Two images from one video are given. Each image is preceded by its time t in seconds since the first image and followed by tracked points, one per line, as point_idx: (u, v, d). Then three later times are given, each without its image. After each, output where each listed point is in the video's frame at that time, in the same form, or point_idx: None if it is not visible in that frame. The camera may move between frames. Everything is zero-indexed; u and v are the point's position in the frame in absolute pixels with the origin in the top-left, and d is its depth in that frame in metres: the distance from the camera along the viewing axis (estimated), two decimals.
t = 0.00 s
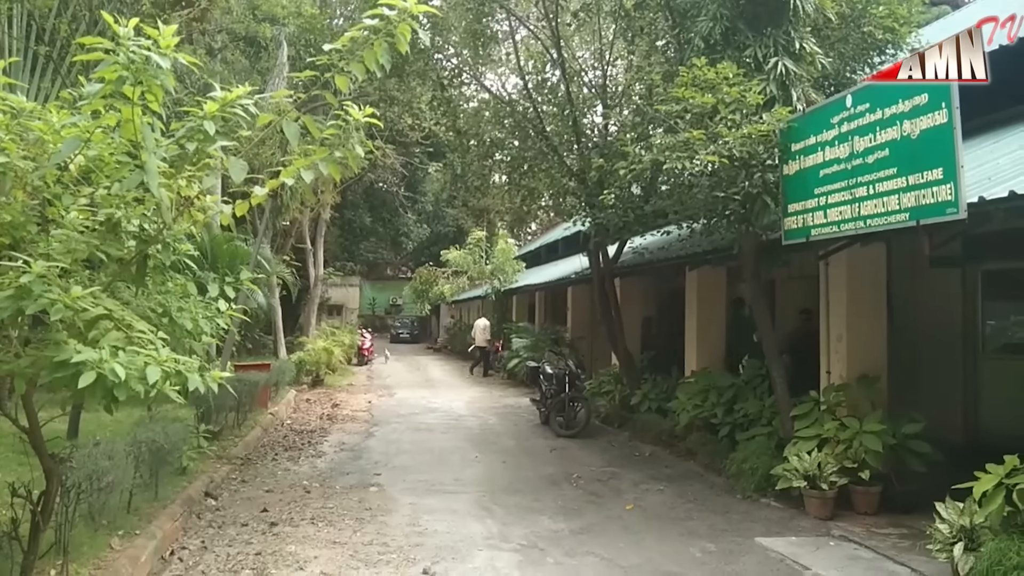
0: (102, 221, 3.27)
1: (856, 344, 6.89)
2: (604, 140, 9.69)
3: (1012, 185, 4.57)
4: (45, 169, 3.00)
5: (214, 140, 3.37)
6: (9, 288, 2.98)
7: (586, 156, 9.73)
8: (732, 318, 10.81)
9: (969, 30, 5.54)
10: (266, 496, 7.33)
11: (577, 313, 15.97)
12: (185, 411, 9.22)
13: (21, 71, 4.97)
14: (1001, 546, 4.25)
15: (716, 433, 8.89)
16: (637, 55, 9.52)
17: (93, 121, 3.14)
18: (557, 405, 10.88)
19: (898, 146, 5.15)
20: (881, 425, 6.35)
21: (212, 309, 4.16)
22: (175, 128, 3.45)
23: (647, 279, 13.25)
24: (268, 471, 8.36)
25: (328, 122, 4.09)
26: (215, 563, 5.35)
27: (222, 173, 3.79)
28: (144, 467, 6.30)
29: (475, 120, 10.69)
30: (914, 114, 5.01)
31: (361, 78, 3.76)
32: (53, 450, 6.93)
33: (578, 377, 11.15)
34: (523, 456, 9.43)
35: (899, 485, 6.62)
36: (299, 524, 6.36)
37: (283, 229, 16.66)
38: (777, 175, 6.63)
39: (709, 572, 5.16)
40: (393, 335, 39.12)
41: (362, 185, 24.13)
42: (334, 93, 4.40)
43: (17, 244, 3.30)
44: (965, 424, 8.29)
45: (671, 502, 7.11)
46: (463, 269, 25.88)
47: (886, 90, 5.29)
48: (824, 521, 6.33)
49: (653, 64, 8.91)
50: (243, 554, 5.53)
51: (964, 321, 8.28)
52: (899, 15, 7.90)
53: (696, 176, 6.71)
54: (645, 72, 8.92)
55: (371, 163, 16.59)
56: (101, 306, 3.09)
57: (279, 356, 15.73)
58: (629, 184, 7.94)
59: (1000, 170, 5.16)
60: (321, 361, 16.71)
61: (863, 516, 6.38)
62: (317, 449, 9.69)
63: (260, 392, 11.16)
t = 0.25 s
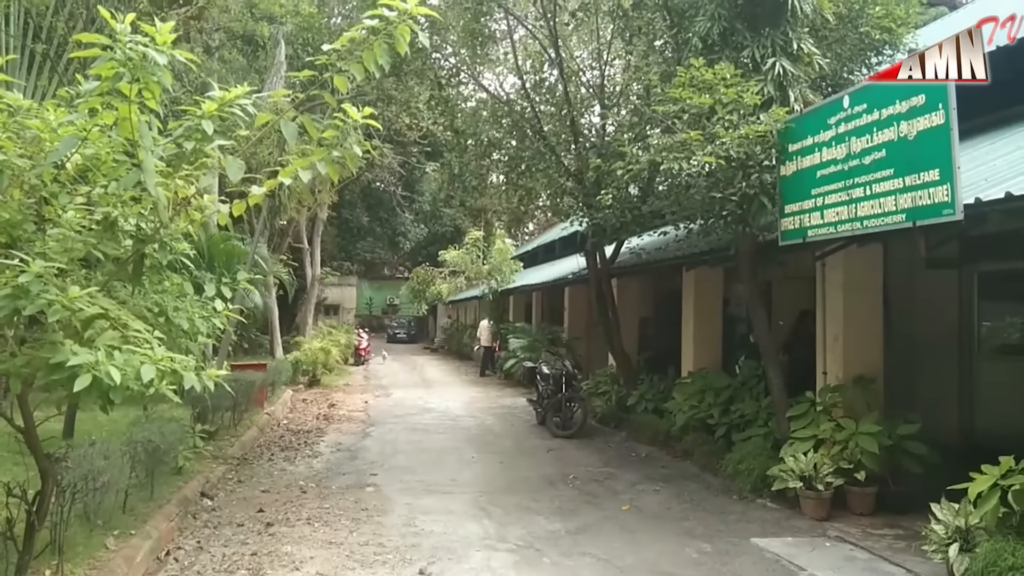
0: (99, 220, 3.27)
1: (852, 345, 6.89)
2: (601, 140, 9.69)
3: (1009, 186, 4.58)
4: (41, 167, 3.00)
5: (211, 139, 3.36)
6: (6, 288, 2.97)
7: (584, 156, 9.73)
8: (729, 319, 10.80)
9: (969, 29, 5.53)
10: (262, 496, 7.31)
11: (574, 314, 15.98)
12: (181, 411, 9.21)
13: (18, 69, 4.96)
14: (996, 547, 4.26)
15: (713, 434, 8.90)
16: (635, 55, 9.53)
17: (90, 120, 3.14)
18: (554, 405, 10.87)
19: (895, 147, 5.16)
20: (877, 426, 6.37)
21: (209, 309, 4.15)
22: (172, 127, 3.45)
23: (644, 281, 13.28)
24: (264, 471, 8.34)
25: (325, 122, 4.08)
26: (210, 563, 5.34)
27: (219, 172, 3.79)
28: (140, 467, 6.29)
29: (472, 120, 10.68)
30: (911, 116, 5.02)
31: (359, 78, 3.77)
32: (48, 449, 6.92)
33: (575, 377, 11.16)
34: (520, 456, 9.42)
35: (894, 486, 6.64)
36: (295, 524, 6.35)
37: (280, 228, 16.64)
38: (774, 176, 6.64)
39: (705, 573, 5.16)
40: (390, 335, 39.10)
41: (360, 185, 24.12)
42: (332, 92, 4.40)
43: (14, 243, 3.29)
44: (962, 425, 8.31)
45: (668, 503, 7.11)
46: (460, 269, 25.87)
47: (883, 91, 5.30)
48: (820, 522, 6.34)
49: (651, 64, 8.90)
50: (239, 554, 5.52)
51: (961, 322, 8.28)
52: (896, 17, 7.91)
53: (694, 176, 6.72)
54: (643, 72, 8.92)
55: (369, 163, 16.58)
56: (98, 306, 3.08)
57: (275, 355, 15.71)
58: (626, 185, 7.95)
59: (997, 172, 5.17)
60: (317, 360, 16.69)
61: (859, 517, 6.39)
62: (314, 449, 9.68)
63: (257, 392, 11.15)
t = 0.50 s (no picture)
0: (99, 222, 3.28)
1: (852, 345, 6.90)
2: (600, 141, 9.70)
3: (1008, 186, 4.59)
4: (42, 169, 3.00)
5: (211, 141, 3.37)
6: (7, 290, 2.97)
7: (583, 157, 9.74)
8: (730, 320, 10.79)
9: (969, 29, 5.55)
10: (263, 498, 7.32)
11: (574, 314, 15.99)
12: (182, 413, 9.21)
13: (17, 72, 4.96)
14: (998, 547, 4.26)
15: (713, 434, 8.91)
16: (634, 56, 9.53)
17: (89, 122, 3.15)
18: (555, 406, 10.88)
19: (894, 147, 5.17)
20: (878, 426, 6.37)
21: (209, 311, 4.16)
22: (172, 129, 3.46)
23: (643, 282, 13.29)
24: (265, 473, 8.35)
25: (325, 124, 4.09)
26: (212, 565, 5.35)
27: (219, 175, 3.79)
28: (141, 469, 6.30)
29: (472, 121, 10.69)
30: (910, 116, 5.03)
31: (359, 80, 3.77)
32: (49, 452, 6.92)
33: (576, 378, 11.16)
34: (521, 457, 9.43)
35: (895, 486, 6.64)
36: (296, 526, 6.35)
37: (280, 230, 16.64)
38: (773, 176, 6.65)
39: (707, 573, 5.17)
40: (390, 336, 39.11)
41: (359, 186, 24.13)
42: (332, 94, 4.40)
43: (14, 246, 3.29)
44: (963, 424, 8.32)
45: (668, 503, 7.11)
46: (460, 270, 25.87)
47: (882, 91, 5.31)
48: (821, 522, 6.35)
49: (650, 65, 8.90)
50: (240, 556, 5.53)
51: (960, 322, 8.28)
52: (894, 17, 7.92)
53: (693, 177, 6.72)
54: (642, 72, 8.92)
55: (368, 164, 16.58)
56: (98, 307, 3.09)
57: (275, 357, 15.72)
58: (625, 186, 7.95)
59: (996, 171, 5.18)
60: (318, 362, 16.70)
61: (860, 517, 6.40)
62: (314, 451, 9.69)
63: (257, 394, 11.15)
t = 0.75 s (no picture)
0: (101, 223, 3.29)
1: (852, 347, 6.90)
2: (601, 143, 9.71)
3: (1008, 189, 4.60)
4: (43, 169, 2.99)
5: (212, 142, 3.38)
6: (8, 289, 2.97)
7: (583, 159, 9.75)
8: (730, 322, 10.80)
9: (969, 30, 5.58)
10: (263, 498, 7.32)
11: (574, 316, 16.00)
12: (182, 413, 9.21)
13: (18, 72, 4.96)
14: (996, 549, 4.27)
15: (713, 436, 8.91)
16: (635, 58, 9.54)
17: (91, 123, 3.16)
18: (554, 408, 10.88)
19: (894, 150, 5.18)
20: (877, 428, 6.38)
21: (210, 312, 4.17)
22: (173, 131, 3.47)
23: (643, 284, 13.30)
24: (264, 474, 8.34)
25: (326, 126, 4.09)
26: (211, 566, 5.35)
27: (220, 176, 3.80)
28: (141, 469, 6.30)
29: (472, 123, 10.70)
30: (910, 119, 5.03)
31: (360, 81, 3.77)
32: (49, 452, 6.93)
33: (575, 380, 11.16)
34: (520, 459, 9.42)
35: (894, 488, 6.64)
36: (295, 527, 6.35)
37: (280, 230, 16.64)
38: (773, 179, 6.66)
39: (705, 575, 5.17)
40: (390, 337, 39.11)
41: (360, 188, 24.15)
42: (333, 95, 4.40)
43: (15, 246, 3.29)
44: (961, 427, 8.32)
45: (668, 505, 7.12)
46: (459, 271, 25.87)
47: (882, 94, 5.32)
48: (820, 524, 6.35)
49: (651, 67, 8.91)
50: (239, 557, 5.53)
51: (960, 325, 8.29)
52: (895, 20, 7.94)
53: (693, 179, 6.72)
54: (643, 74, 8.93)
55: (369, 165, 16.59)
56: (100, 307, 3.10)
57: (275, 358, 15.71)
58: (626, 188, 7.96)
59: (996, 174, 5.19)
60: (318, 363, 16.71)
61: (859, 519, 6.40)
62: (314, 452, 9.69)
63: (257, 394, 11.15)
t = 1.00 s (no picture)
0: (95, 227, 3.27)
1: (846, 349, 6.92)
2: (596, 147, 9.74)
3: (1001, 192, 4.62)
4: (38, 173, 3.00)
5: (207, 145, 3.40)
6: (4, 292, 2.96)
7: (578, 162, 9.77)
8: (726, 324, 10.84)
9: (969, 31, 5.70)
10: (258, 502, 7.30)
11: (569, 319, 16.02)
12: (176, 417, 9.19)
13: (13, 77, 4.97)
14: (990, 551, 4.29)
15: (708, 439, 8.92)
16: (630, 62, 9.57)
17: (86, 126, 3.15)
18: (550, 411, 10.88)
19: (888, 153, 5.20)
20: (872, 431, 6.40)
21: (204, 315, 4.17)
22: (168, 134, 3.47)
23: (638, 287, 13.32)
24: (259, 478, 8.32)
25: (321, 129, 4.09)
26: (206, 570, 5.33)
27: (216, 179, 3.80)
28: (135, 473, 6.28)
29: (468, 126, 10.71)
30: (904, 122, 5.05)
31: (354, 82, 3.75)
32: (43, 456, 6.90)
33: (570, 383, 11.17)
34: (516, 462, 9.42)
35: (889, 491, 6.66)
36: (290, 531, 6.34)
37: (275, 234, 16.63)
38: (767, 182, 6.68)
39: None
40: (385, 340, 39.07)
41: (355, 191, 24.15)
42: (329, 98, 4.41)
43: (10, 250, 3.27)
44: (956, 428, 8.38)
45: (663, 508, 7.12)
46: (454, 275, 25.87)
47: (876, 97, 5.34)
48: (815, 526, 6.36)
49: (646, 71, 8.93)
50: (234, 561, 5.51)
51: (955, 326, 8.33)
52: (888, 24, 7.98)
53: (688, 182, 6.74)
54: (638, 78, 8.97)
55: (365, 169, 16.60)
56: (95, 309, 3.08)
57: (270, 361, 15.68)
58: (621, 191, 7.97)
59: (989, 177, 5.21)
60: (312, 366, 16.68)
61: (853, 522, 6.42)
62: (309, 455, 9.67)
63: (252, 398, 11.13)
